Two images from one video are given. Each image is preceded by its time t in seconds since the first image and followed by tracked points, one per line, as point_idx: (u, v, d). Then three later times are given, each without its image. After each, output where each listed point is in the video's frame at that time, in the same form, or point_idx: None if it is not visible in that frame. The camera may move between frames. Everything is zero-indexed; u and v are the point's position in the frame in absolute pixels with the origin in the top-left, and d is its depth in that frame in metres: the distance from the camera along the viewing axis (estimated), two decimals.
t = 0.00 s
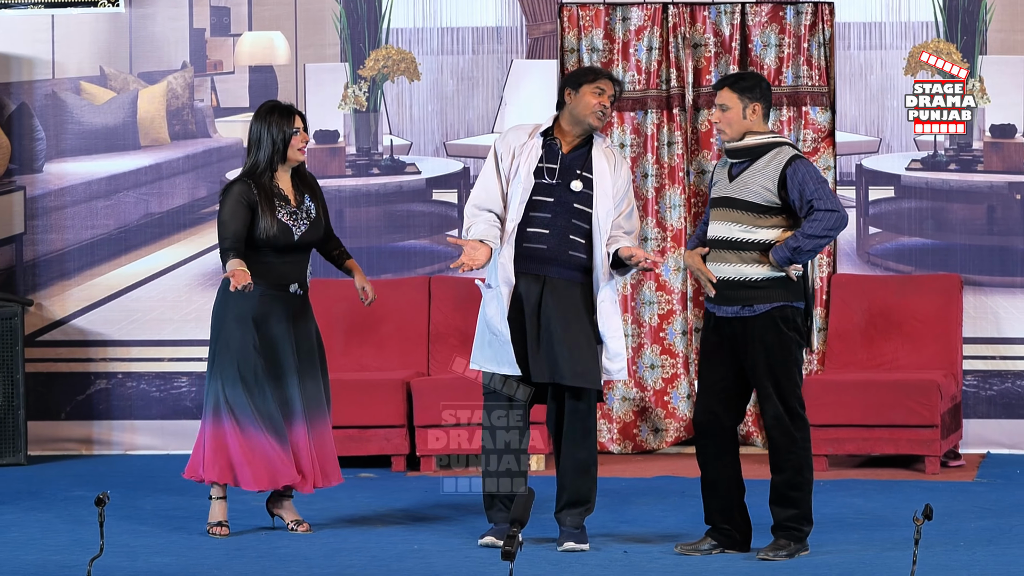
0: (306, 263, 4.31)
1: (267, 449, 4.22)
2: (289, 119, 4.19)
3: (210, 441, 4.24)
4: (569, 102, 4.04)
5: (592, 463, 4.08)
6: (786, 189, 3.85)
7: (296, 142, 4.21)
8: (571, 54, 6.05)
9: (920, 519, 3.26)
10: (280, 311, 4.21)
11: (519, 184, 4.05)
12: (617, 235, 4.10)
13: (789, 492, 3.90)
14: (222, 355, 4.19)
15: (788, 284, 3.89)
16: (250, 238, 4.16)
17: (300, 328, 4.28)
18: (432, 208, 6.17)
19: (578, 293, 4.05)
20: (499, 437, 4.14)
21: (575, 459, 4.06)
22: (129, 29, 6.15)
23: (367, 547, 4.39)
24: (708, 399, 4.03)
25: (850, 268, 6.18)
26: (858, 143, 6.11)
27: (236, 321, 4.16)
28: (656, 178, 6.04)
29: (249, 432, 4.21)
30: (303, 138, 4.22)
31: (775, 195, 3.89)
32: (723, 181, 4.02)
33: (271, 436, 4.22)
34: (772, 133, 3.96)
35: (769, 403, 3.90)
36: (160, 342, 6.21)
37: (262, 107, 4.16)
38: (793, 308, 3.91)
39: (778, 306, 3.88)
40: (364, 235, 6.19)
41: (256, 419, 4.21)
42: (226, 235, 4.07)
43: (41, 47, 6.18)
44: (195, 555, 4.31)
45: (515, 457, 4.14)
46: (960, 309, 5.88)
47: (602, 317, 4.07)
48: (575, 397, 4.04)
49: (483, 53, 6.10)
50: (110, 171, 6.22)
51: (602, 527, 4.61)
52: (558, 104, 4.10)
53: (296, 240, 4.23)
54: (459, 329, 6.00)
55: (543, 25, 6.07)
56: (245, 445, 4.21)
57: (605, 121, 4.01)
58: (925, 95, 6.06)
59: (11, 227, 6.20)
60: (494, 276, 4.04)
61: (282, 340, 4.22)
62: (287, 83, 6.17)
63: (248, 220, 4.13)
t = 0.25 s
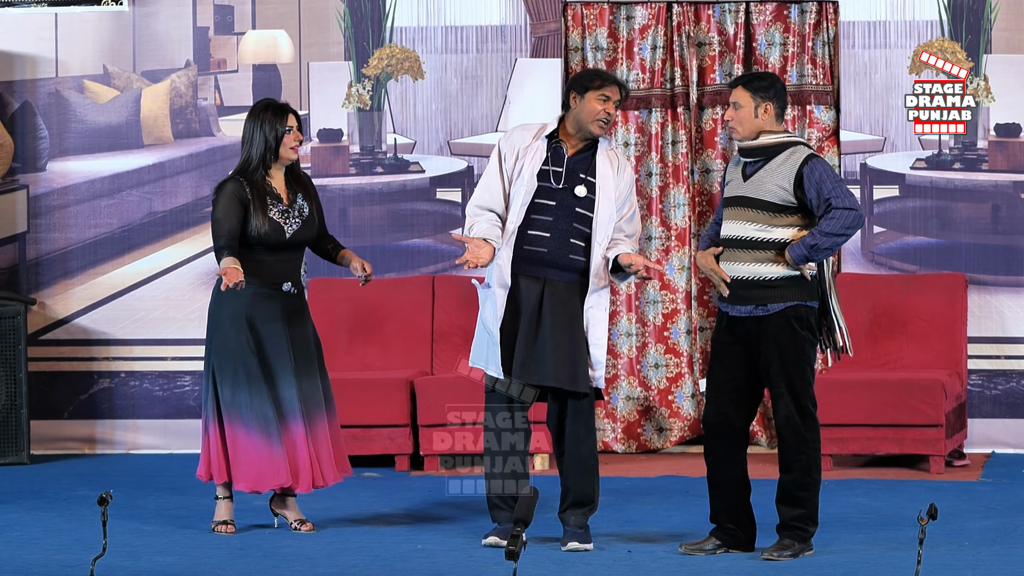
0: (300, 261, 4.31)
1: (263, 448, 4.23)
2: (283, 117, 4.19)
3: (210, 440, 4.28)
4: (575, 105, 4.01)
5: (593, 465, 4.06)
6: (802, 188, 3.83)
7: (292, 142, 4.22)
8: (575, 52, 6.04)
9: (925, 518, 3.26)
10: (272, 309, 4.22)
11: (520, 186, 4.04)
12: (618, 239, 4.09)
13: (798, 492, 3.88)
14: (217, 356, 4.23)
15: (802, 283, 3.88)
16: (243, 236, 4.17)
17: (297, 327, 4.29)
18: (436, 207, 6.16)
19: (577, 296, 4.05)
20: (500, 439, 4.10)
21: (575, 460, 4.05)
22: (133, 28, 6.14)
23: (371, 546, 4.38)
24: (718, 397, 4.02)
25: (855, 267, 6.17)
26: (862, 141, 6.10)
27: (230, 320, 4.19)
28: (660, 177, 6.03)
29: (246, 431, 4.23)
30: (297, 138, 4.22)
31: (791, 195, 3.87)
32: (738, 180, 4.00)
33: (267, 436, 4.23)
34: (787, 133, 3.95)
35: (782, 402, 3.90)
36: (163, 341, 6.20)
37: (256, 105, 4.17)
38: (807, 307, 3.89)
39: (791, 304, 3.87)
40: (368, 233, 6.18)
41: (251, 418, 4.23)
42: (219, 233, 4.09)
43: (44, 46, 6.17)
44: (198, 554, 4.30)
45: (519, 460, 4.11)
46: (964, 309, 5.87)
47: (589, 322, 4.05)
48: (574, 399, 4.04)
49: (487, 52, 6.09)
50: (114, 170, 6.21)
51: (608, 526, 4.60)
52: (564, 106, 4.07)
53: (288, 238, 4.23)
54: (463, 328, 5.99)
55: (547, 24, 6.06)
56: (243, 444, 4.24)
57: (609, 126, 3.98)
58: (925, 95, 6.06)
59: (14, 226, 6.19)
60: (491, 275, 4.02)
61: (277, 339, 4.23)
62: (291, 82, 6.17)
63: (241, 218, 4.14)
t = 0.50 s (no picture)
0: (284, 260, 4.26)
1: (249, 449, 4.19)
2: (265, 114, 4.15)
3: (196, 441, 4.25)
4: (577, 105, 3.93)
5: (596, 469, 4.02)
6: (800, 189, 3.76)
7: (273, 141, 4.17)
8: (579, 50, 5.98)
9: (934, 523, 3.21)
10: (252, 308, 4.18)
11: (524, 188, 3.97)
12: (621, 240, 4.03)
13: (801, 494, 3.83)
14: (202, 356, 4.20)
15: (800, 285, 3.82)
16: (224, 234, 4.13)
17: (282, 326, 4.24)
18: (438, 207, 6.11)
19: (580, 298, 3.99)
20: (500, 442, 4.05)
21: (578, 463, 4.00)
22: (132, 25, 6.08)
23: (373, 549, 4.32)
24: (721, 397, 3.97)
25: (861, 267, 6.11)
26: (868, 140, 6.05)
27: (213, 319, 4.17)
28: (664, 176, 5.96)
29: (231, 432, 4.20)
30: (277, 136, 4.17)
31: (789, 196, 3.80)
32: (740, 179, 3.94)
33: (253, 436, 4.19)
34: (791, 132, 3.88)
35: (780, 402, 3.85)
36: (163, 342, 6.14)
37: (240, 102, 4.14)
38: (805, 309, 3.83)
39: (787, 306, 3.82)
40: (369, 233, 6.13)
41: (236, 418, 4.19)
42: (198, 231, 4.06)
43: (42, 44, 6.11)
44: (197, 558, 4.23)
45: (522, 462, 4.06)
46: (972, 309, 5.81)
47: (594, 325, 4.00)
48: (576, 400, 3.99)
49: (489, 50, 6.04)
50: (113, 169, 6.15)
51: (613, 529, 4.54)
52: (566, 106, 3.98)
53: (271, 237, 4.18)
54: (465, 328, 5.93)
55: (551, 22, 6.01)
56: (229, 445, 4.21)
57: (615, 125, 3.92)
58: (926, 95, 6.01)
59: (12, 225, 6.13)
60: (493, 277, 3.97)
61: (261, 338, 4.19)
62: (292, 80, 6.11)
63: (221, 216, 4.10)
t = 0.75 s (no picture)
0: (271, 263, 4.20)
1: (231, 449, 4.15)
2: (253, 114, 4.12)
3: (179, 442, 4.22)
4: (581, 107, 3.88)
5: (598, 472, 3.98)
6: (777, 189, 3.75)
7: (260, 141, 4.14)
8: (582, 50, 5.96)
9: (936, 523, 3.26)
10: (231, 307, 4.15)
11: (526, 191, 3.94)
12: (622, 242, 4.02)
13: (804, 496, 3.81)
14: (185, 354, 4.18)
15: (796, 284, 3.79)
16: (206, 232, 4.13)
17: (266, 327, 4.18)
18: (441, 207, 6.07)
19: (583, 300, 3.96)
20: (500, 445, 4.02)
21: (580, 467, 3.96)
22: (133, 25, 6.05)
23: (375, 552, 4.28)
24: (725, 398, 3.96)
25: (866, 268, 6.08)
26: (873, 141, 6.02)
27: (196, 318, 4.15)
28: (668, 177, 5.93)
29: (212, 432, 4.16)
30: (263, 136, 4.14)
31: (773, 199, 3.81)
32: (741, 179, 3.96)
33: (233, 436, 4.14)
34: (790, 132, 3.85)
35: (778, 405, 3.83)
36: (164, 343, 6.11)
37: (231, 100, 4.13)
38: (801, 309, 3.80)
39: (780, 307, 3.80)
40: (371, 234, 6.09)
41: (216, 419, 4.15)
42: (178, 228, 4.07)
43: (43, 43, 6.07)
44: (197, 560, 4.20)
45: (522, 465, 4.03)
46: (977, 310, 5.78)
47: (600, 328, 3.96)
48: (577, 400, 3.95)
49: (492, 49, 6.00)
50: (114, 169, 6.11)
51: (618, 531, 4.50)
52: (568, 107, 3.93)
53: (253, 237, 4.14)
54: (467, 329, 5.90)
55: (554, 21, 5.98)
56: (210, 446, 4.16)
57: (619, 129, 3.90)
58: (927, 95, 5.97)
59: (12, 226, 6.10)
60: (494, 280, 3.92)
61: (242, 337, 4.14)
62: (294, 80, 6.08)
63: (203, 214, 4.10)
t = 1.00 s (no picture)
0: (264, 265, 4.19)
1: (219, 451, 4.15)
2: (246, 116, 4.13)
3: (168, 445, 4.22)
4: (581, 109, 3.87)
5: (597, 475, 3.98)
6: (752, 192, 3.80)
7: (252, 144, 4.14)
8: (586, 52, 5.92)
9: (939, 524, 3.23)
10: (223, 308, 4.14)
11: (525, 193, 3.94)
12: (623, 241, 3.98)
13: (800, 500, 3.86)
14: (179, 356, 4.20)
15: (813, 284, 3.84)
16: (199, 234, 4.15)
17: (259, 329, 4.17)
18: (444, 210, 6.07)
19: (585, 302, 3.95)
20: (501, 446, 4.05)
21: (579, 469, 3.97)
22: (136, 27, 6.05)
23: (378, 554, 4.28)
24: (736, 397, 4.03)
25: (869, 271, 6.08)
26: (876, 143, 6.02)
27: (189, 319, 4.17)
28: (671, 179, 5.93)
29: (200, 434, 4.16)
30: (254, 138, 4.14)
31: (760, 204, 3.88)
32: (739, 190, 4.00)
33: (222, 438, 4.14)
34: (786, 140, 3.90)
35: (782, 409, 3.87)
36: (167, 345, 6.11)
37: (227, 102, 4.14)
38: (817, 309, 3.84)
39: (801, 306, 3.83)
40: (373, 236, 6.09)
41: (204, 421, 4.15)
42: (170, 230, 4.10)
43: (45, 45, 6.07)
44: (200, 563, 4.20)
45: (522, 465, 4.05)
46: (980, 313, 5.77)
47: (600, 327, 3.95)
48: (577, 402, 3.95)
49: (495, 52, 6.00)
50: (117, 171, 6.11)
51: (621, 534, 4.51)
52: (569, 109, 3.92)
53: (244, 238, 4.13)
54: (470, 331, 5.90)
55: (556, 24, 5.98)
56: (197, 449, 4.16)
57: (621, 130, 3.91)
58: (926, 96, 5.97)
59: (15, 228, 6.10)
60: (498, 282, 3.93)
61: (233, 338, 4.14)
62: (297, 82, 6.08)
63: (195, 215, 4.13)
